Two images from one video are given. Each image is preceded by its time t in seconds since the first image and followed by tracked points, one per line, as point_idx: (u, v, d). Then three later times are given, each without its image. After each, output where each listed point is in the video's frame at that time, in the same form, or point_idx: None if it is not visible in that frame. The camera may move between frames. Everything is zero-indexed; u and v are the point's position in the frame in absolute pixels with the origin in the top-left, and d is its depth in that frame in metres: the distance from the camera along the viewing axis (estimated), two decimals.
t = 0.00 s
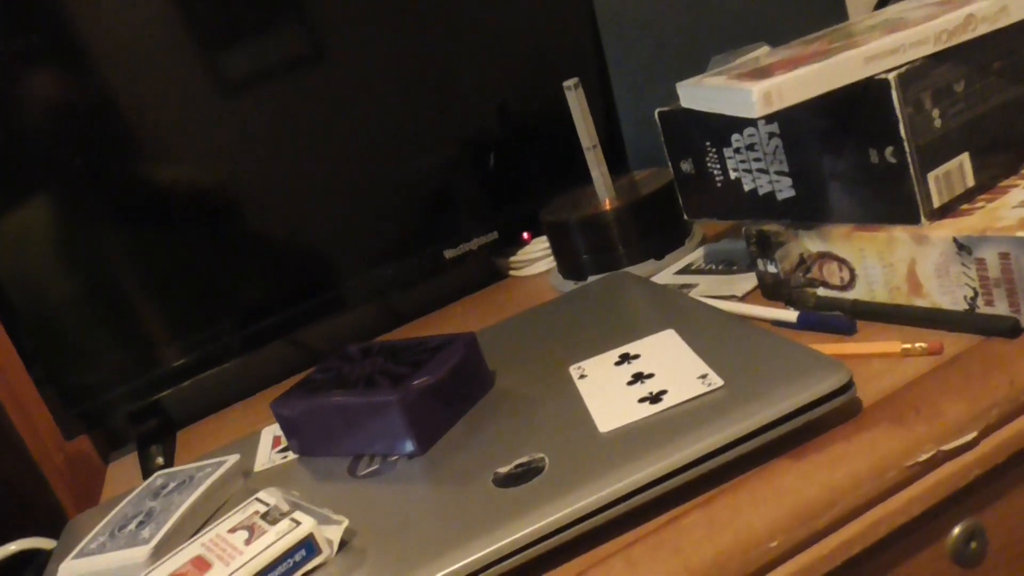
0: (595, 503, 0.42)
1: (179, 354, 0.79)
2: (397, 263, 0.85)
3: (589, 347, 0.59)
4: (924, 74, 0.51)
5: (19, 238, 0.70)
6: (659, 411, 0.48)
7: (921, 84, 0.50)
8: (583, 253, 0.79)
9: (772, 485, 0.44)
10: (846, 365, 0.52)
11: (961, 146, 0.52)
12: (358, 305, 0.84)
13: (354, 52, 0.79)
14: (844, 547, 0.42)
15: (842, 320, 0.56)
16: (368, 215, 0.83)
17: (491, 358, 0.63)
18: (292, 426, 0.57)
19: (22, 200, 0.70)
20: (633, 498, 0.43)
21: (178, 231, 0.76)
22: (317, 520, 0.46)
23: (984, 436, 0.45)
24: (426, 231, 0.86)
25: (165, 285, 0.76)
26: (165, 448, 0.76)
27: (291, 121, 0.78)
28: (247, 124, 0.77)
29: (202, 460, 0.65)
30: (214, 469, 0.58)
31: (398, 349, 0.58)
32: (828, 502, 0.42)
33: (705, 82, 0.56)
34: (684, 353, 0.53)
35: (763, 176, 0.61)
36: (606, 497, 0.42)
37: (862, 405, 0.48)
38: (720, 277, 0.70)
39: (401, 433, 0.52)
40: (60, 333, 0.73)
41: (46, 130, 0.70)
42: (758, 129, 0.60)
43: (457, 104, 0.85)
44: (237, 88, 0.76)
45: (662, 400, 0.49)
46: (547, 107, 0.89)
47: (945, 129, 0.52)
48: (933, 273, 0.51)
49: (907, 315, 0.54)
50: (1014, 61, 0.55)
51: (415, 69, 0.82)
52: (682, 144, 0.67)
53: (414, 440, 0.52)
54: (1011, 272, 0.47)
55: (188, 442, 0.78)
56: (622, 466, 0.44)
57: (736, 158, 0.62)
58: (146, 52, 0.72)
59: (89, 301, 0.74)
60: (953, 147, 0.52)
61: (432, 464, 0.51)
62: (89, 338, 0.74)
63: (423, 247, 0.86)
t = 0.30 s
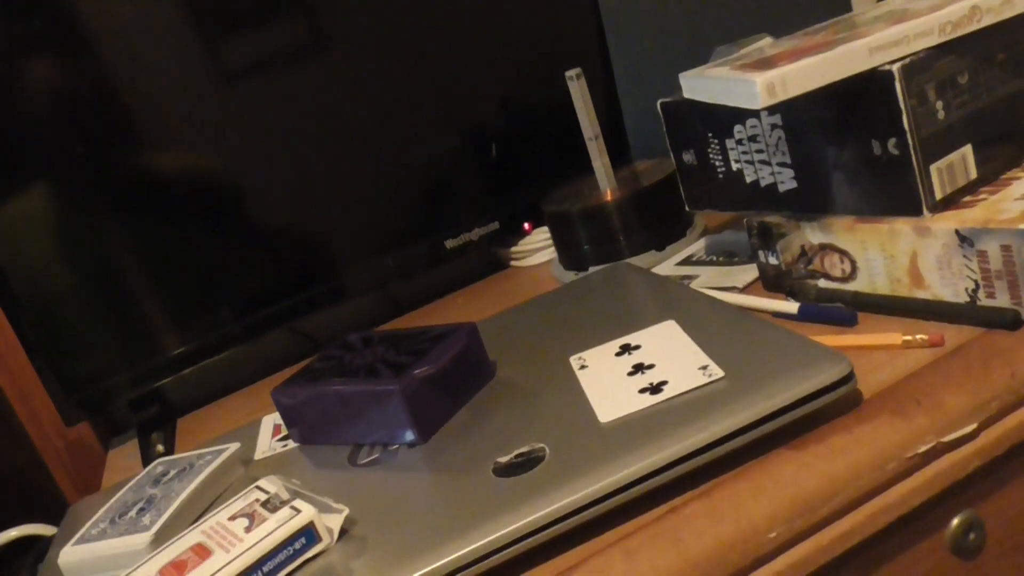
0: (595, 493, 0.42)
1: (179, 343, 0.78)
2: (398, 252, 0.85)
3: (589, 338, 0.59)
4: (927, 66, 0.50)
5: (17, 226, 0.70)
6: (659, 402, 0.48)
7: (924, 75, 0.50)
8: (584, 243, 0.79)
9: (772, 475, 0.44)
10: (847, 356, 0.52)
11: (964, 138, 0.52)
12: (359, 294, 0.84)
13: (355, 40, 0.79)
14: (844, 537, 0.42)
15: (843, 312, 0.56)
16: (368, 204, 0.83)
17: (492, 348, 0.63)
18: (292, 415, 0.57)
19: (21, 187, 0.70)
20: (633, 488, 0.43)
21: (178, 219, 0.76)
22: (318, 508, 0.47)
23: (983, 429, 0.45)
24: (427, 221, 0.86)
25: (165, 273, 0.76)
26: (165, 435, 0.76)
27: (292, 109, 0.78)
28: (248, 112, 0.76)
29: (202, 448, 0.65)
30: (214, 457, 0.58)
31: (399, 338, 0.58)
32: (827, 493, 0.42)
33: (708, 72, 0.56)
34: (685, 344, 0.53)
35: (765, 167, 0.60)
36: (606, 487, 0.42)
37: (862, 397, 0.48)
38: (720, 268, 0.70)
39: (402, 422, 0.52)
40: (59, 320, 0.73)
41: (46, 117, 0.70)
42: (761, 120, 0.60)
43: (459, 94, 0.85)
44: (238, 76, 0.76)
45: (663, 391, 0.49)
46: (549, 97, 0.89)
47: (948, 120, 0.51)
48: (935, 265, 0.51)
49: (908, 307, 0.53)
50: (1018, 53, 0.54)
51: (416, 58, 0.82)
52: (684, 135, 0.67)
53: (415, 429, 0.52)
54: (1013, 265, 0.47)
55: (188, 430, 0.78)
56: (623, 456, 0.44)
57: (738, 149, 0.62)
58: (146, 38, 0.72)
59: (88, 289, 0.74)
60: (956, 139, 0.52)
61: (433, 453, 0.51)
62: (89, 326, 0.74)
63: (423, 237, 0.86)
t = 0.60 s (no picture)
0: (596, 480, 0.42)
1: (177, 330, 0.78)
2: (398, 240, 0.85)
3: (590, 326, 0.59)
4: (932, 53, 0.50)
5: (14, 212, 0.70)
6: (661, 390, 0.48)
7: (929, 62, 0.50)
8: (585, 232, 0.79)
9: (774, 463, 0.43)
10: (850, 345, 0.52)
11: (968, 126, 0.52)
12: (358, 282, 0.84)
13: (355, 27, 0.79)
14: (846, 524, 0.42)
15: (845, 300, 0.55)
16: (368, 192, 0.82)
17: (492, 336, 0.63)
18: (292, 402, 0.57)
19: (18, 174, 0.70)
20: (634, 476, 0.43)
21: (176, 206, 0.75)
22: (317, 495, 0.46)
23: (987, 417, 0.45)
24: (426, 209, 0.86)
25: (164, 260, 0.76)
26: (164, 422, 0.76)
27: (291, 96, 0.77)
28: (247, 98, 0.76)
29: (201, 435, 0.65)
30: (212, 444, 0.58)
31: (398, 325, 0.58)
32: (830, 480, 0.42)
33: (711, 59, 0.55)
34: (686, 332, 0.53)
35: (768, 155, 0.60)
36: (607, 475, 0.42)
37: (864, 385, 0.48)
38: (722, 257, 0.70)
39: (402, 409, 0.52)
40: (57, 307, 0.73)
41: (43, 102, 0.70)
42: (763, 108, 0.59)
43: (459, 81, 0.84)
44: (236, 62, 0.75)
45: (664, 379, 0.48)
46: (549, 85, 0.88)
47: (953, 107, 0.51)
48: (938, 253, 0.51)
49: (910, 296, 0.53)
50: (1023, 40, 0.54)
51: (417, 45, 0.81)
52: (686, 123, 0.66)
53: (415, 417, 0.52)
54: (1017, 253, 0.47)
55: (187, 418, 0.77)
56: (624, 444, 0.44)
57: (740, 137, 0.62)
58: (144, 24, 0.71)
59: (86, 275, 0.73)
60: (961, 126, 0.52)
61: (433, 441, 0.51)
62: (86, 313, 0.74)
63: (423, 225, 0.86)
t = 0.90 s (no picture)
0: (595, 475, 0.42)
1: (175, 325, 0.78)
2: (396, 235, 0.85)
3: (588, 321, 0.59)
4: (931, 47, 0.50)
5: (12, 206, 0.70)
6: (660, 385, 0.48)
7: (928, 56, 0.50)
8: (583, 226, 0.79)
9: (772, 458, 0.44)
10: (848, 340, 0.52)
11: (966, 120, 0.52)
12: (357, 277, 0.84)
13: (353, 21, 0.78)
14: (845, 519, 0.42)
15: (844, 295, 0.55)
16: (366, 187, 0.82)
17: (490, 331, 0.63)
18: (291, 397, 0.57)
19: (15, 169, 0.70)
20: (633, 471, 0.43)
21: (174, 201, 0.75)
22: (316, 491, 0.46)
23: (984, 411, 0.45)
24: (424, 204, 0.86)
25: (162, 256, 0.76)
26: (163, 417, 0.76)
27: (289, 90, 0.77)
28: (244, 93, 0.76)
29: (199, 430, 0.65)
30: (212, 440, 0.58)
31: (397, 321, 0.58)
32: (828, 474, 0.42)
33: (709, 53, 0.55)
34: (685, 327, 0.53)
35: (766, 150, 0.60)
36: (606, 470, 0.42)
37: (863, 380, 0.48)
38: (720, 252, 0.70)
39: (401, 405, 0.52)
40: (55, 302, 0.73)
41: (40, 97, 0.69)
42: (762, 102, 0.59)
43: (456, 75, 0.84)
44: (233, 56, 0.75)
45: (663, 374, 0.48)
46: (548, 79, 0.88)
47: (951, 102, 0.51)
48: (937, 248, 0.51)
49: (908, 290, 0.53)
50: (1021, 33, 0.54)
51: (414, 39, 0.81)
52: (684, 117, 0.66)
53: (414, 412, 0.52)
54: (1015, 248, 0.47)
55: (185, 413, 0.77)
56: (623, 439, 0.44)
57: (739, 132, 0.62)
58: (141, 18, 0.71)
59: (84, 270, 0.73)
60: (959, 121, 0.52)
61: (432, 436, 0.51)
62: (84, 309, 0.74)
63: (421, 220, 0.86)
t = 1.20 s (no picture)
0: (589, 479, 0.43)
1: (172, 325, 0.78)
2: (393, 236, 0.85)
3: (583, 324, 0.59)
4: (923, 51, 0.50)
5: (9, 205, 0.70)
6: (654, 388, 0.48)
7: (921, 60, 0.50)
8: (579, 227, 0.79)
9: (765, 462, 0.44)
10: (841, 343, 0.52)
11: (959, 124, 0.52)
12: (354, 277, 0.84)
13: (349, 21, 0.78)
14: (836, 522, 0.42)
15: (837, 298, 0.56)
16: (363, 188, 0.82)
17: (486, 333, 0.63)
18: (288, 399, 0.57)
19: (12, 170, 0.70)
20: (627, 475, 0.43)
21: (171, 202, 0.75)
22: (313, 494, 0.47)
23: (975, 415, 0.45)
24: (421, 204, 0.86)
25: (160, 256, 0.76)
26: (160, 417, 0.77)
27: (286, 91, 0.77)
28: (241, 94, 0.76)
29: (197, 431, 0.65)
30: (209, 441, 0.58)
31: (393, 323, 0.58)
32: (820, 478, 0.43)
33: (704, 57, 0.56)
34: (679, 331, 0.53)
35: (760, 153, 0.60)
36: (600, 474, 0.43)
37: (855, 384, 0.48)
38: (715, 253, 0.70)
39: (397, 408, 0.52)
40: (52, 303, 0.73)
41: (38, 99, 0.69)
42: (756, 105, 0.59)
43: (453, 76, 0.84)
44: (230, 57, 0.75)
45: (657, 378, 0.49)
46: (544, 80, 0.88)
47: (943, 106, 0.51)
48: (929, 251, 0.51)
49: (902, 293, 0.54)
50: (1014, 37, 0.54)
51: (411, 40, 0.81)
52: (679, 120, 0.67)
53: (410, 415, 0.52)
54: (1007, 251, 0.47)
55: (183, 412, 0.78)
56: (618, 443, 0.44)
57: (733, 135, 0.62)
58: (138, 19, 0.71)
59: (81, 271, 0.73)
60: (952, 124, 0.52)
61: (427, 439, 0.51)
62: (82, 309, 0.74)
63: (418, 220, 0.86)
